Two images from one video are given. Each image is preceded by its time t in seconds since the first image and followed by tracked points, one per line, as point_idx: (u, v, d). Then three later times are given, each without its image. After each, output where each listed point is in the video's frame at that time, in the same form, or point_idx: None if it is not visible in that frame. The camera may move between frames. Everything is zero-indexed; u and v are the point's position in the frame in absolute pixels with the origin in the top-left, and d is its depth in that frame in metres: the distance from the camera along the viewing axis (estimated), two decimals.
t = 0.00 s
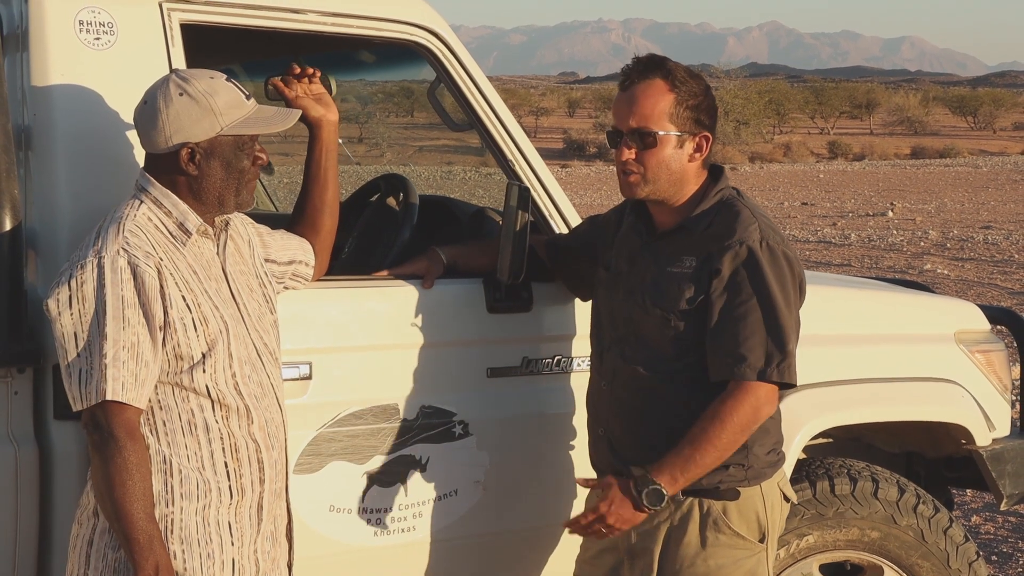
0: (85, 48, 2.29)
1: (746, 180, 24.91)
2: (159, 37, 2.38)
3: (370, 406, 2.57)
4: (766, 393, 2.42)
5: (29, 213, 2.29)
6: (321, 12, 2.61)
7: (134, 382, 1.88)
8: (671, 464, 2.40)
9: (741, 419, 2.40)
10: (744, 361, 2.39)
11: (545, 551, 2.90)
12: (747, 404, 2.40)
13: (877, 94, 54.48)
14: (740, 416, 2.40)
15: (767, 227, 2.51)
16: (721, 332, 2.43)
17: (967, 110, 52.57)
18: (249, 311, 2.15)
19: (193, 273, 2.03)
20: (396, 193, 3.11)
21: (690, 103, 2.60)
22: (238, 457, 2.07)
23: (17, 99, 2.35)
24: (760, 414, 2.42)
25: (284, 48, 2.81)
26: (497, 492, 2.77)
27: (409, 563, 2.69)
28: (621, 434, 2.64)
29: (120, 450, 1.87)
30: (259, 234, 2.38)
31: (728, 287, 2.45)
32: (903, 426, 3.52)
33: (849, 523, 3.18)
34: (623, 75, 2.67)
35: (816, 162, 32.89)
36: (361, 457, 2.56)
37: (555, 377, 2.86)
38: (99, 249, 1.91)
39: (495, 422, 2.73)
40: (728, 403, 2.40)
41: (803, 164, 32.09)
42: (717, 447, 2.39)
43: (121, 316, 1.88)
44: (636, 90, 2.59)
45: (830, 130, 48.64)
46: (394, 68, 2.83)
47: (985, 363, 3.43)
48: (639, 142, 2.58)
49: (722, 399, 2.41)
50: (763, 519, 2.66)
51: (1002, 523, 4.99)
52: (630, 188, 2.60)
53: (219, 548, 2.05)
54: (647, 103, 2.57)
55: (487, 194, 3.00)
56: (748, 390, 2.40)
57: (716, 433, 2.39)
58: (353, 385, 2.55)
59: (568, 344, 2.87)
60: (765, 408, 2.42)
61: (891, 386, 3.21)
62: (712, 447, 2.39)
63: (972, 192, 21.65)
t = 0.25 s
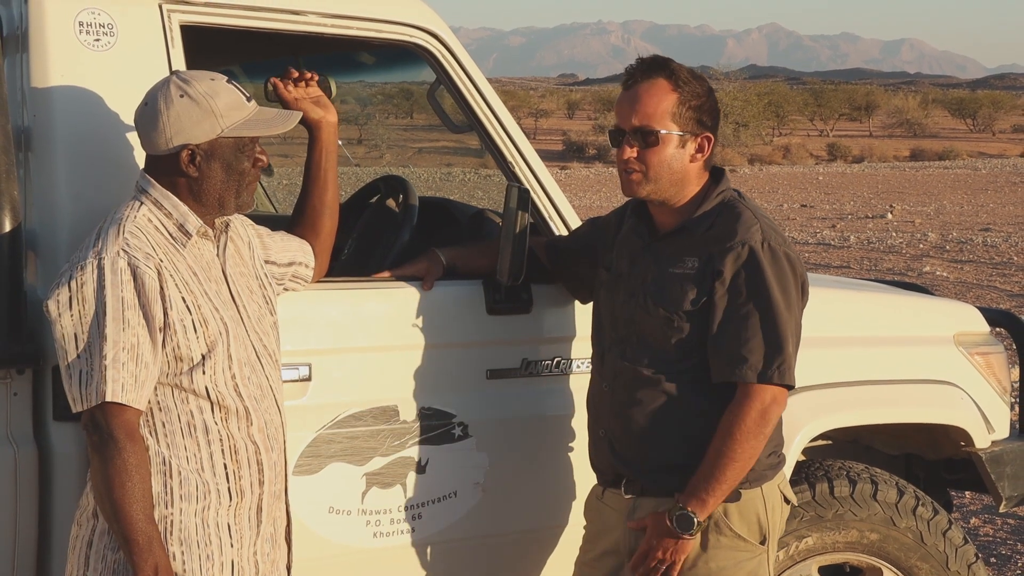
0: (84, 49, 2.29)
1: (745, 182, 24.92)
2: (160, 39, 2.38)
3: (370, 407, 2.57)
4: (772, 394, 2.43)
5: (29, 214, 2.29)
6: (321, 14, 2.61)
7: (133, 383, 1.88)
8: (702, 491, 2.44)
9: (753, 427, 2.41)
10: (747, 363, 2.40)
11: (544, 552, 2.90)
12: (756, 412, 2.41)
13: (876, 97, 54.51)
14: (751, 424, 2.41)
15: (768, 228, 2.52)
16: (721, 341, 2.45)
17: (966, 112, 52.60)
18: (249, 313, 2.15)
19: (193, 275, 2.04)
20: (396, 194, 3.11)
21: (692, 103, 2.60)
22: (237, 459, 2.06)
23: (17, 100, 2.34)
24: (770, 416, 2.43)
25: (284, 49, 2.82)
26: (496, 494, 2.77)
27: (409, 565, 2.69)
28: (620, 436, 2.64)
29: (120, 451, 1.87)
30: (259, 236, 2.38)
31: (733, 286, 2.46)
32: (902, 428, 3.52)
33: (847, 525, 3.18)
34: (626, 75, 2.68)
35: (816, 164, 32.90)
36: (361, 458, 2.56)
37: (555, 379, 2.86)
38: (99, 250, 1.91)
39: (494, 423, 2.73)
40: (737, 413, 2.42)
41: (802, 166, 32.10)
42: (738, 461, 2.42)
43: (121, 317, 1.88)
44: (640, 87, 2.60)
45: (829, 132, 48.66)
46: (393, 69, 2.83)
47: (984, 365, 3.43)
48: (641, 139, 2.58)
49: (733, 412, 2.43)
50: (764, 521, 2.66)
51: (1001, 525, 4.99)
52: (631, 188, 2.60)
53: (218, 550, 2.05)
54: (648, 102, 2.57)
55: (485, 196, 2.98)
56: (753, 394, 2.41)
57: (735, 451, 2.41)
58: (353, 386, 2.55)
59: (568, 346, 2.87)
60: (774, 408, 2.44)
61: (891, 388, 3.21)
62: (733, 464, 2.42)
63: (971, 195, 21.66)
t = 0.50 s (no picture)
0: (84, 51, 2.29)
1: (744, 185, 24.93)
2: (160, 41, 2.39)
3: (370, 409, 2.57)
4: (769, 394, 2.42)
5: (29, 216, 2.29)
6: (321, 15, 2.60)
7: (134, 384, 1.88)
8: (713, 504, 2.42)
9: (753, 430, 2.41)
10: (747, 364, 2.40)
11: (543, 554, 2.90)
12: (755, 414, 2.41)
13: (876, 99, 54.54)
14: (751, 428, 2.41)
15: (769, 230, 2.52)
16: (720, 337, 2.45)
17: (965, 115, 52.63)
18: (249, 314, 2.15)
19: (193, 277, 2.04)
20: (396, 196, 3.10)
21: (697, 104, 2.61)
22: (237, 461, 2.06)
23: (14, 101, 2.33)
24: (769, 415, 2.43)
25: (284, 50, 2.83)
26: (496, 496, 2.77)
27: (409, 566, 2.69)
28: (619, 438, 2.65)
29: (120, 453, 1.87)
30: (258, 237, 2.38)
31: (733, 287, 2.46)
32: (902, 430, 3.52)
33: (847, 527, 3.18)
34: (631, 75, 2.68)
35: (814, 166, 32.91)
36: (360, 460, 2.56)
37: (554, 381, 2.86)
38: (99, 251, 1.91)
39: (494, 425, 2.73)
40: (737, 417, 2.42)
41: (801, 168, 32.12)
42: (745, 465, 2.41)
43: (122, 318, 1.88)
44: (646, 87, 2.60)
45: (828, 134, 48.68)
46: (393, 71, 2.83)
47: (983, 367, 3.43)
48: (646, 139, 2.58)
49: (731, 417, 2.43)
50: (763, 523, 2.66)
51: (1000, 528, 4.99)
52: (635, 187, 2.60)
53: (217, 551, 2.05)
54: (654, 102, 2.58)
55: (484, 198, 2.99)
56: (747, 396, 2.41)
57: (740, 457, 2.40)
58: (353, 388, 2.55)
59: (568, 348, 2.87)
60: (773, 408, 2.44)
61: (891, 390, 3.20)
62: (739, 472, 2.40)
63: (970, 197, 21.67)
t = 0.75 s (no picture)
0: (84, 51, 2.29)
1: (743, 187, 24.95)
2: (160, 41, 2.39)
3: (369, 411, 2.57)
4: (780, 396, 2.44)
5: (28, 217, 2.28)
6: (321, 17, 2.60)
7: (135, 385, 1.88)
8: (737, 512, 2.42)
9: (770, 433, 2.42)
10: (747, 366, 2.40)
11: (543, 556, 2.89)
12: (768, 417, 2.42)
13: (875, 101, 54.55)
14: (768, 431, 2.42)
15: (770, 232, 2.51)
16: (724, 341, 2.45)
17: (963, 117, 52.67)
18: (249, 316, 2.15)
19: (194, 278, 2.03)
20: (395, 199, 3.11)
21: (695, 108, 2.60)
22: (237, 462, 2.06)
23: (14, 101, 2.33)
24: (782, 418, 2.44)
25: (284, 51, 2.83)
26: (496, 497, 2.77)
27: (408, 568, 2.69)
28: (619, 439, 2.65)
29: (120, 454, 1.87)
30: (258, 238, 2.38)
31: (734, 289, 2.46)
32: (901, 432, 3.52)
33: (847, 529, 3.18)
34: (630, 78, 2.68)
35: (813, 168, 32.93)
36: (360, 461, 2.56)
37: (554, 383, 2.85)
38: (100, 252, 1.91)
39: (494, 427, 2.73)
40: (750, 421, 2.43)
41: (800, 170, 32.13)
42: (765, 469, 2.41)
43: (123, 319, 1.87)
44: (645, 89, 2.60)
45: (827, 136, 48.71)
46: (392, 73, 2.84)
47: (983, 369, 3.44)
48: (642, 142, 2.58)
49: (746, 423, 2.43)
50: (762, 525, 2.66)
51: (999, 529, 5.00)
52: (632, 189, 2.60)
53: (217, 553, 2.05)
54: (651, 105, 2.58)
55: (484, 199, 2.99)
56: (759, 399, 2.42)
57: (759, 462, 2.41)
58: (353, 390, 2.55)
59: (568, 349, 2.87)
60: (784, 411, 2.45)
61: (891, 393, 3.20)
62: (760, 476, 2.41)
63: (969, 199, 21.68)
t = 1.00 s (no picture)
0: (84, 53, 2.29)
1: (743, 188, 24.95)
2: (159, 43, 2.39)
3: (368, 412, 2.57)
4: (778, 399, 2.44)
5: (28, 218, 2.28)
6: (320, 18, 2.60)
7: (135, 386, 1.88)
8: (732, 512, 2.43)
9: (768, 435, 2.42)
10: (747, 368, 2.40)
11: (542, 558, 2.89)
12: (766, 420, 2.42)
13: (874, 103, 54.57)
14: (766, 433, 2.42)
15: (770, 234, 2.51)
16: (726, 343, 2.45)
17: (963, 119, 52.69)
18: (249, 317, 2.15)
19: (194, 279, 2.04)
20: (395, 200, 3.11)
21: (694, 111, 2.60)
22: (237, 463, 2.06)
23: (14, 102, 2.33)
24: (780, 421, 2.44)
25: (284, 53, 2.83)
26: (496, 498, 2.77)
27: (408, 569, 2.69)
28: (618, 441, 2.65)
29: (120, 455, 1.87)
30: (258, 239, 2.38)
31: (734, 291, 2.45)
32: (901, 434, 3.52)
33: (846, 531, 3.18)
34: (630, 79, 2.68)
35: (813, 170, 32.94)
36: (360, 463, 2.56)
37: (554, 385, 2.86)
38: (100, 253, 1.91)
39: (493, 428, 2.73)
40: (748, 423, 2.43)
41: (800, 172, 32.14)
42: (761, 472, 2.42)
43: (124, 320, 1.87)
44: (642, 91, 2.60)
45: (827, 138, 48.72)
46: (392, 75, 2.84)
47: (983, 371, 3.44)
48: (636, 145, 2.59)
49: (744, 424, 2.44)
50: (761, 527, 2.66)
51: (998, 532, 4.99)
52: (627, 190, 2.61)
53: (217, 554, 2.05)
54: (648, 107, 2.58)
55: (483, 202, 2.99)
56: (758, 402, 2.42)
57: (756, 465, 2.41)
58: (353, 391, 2.55)
59: (567, 351, 2.87)
60: (782, 415, 2.45)
61: (890, 395, 3.20)
62: (757, 478, 2.42)
63: (969, 201, 21.68)
